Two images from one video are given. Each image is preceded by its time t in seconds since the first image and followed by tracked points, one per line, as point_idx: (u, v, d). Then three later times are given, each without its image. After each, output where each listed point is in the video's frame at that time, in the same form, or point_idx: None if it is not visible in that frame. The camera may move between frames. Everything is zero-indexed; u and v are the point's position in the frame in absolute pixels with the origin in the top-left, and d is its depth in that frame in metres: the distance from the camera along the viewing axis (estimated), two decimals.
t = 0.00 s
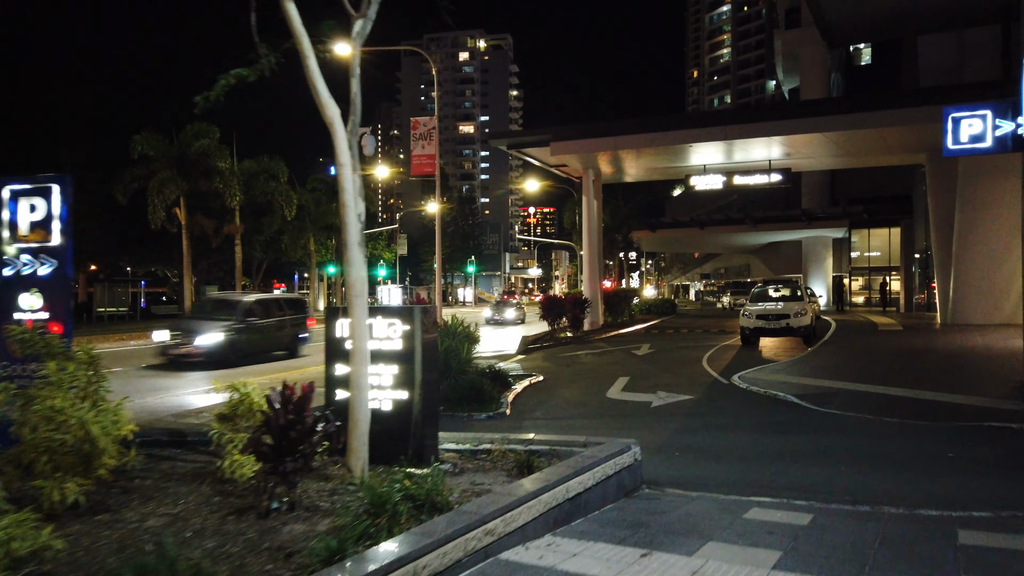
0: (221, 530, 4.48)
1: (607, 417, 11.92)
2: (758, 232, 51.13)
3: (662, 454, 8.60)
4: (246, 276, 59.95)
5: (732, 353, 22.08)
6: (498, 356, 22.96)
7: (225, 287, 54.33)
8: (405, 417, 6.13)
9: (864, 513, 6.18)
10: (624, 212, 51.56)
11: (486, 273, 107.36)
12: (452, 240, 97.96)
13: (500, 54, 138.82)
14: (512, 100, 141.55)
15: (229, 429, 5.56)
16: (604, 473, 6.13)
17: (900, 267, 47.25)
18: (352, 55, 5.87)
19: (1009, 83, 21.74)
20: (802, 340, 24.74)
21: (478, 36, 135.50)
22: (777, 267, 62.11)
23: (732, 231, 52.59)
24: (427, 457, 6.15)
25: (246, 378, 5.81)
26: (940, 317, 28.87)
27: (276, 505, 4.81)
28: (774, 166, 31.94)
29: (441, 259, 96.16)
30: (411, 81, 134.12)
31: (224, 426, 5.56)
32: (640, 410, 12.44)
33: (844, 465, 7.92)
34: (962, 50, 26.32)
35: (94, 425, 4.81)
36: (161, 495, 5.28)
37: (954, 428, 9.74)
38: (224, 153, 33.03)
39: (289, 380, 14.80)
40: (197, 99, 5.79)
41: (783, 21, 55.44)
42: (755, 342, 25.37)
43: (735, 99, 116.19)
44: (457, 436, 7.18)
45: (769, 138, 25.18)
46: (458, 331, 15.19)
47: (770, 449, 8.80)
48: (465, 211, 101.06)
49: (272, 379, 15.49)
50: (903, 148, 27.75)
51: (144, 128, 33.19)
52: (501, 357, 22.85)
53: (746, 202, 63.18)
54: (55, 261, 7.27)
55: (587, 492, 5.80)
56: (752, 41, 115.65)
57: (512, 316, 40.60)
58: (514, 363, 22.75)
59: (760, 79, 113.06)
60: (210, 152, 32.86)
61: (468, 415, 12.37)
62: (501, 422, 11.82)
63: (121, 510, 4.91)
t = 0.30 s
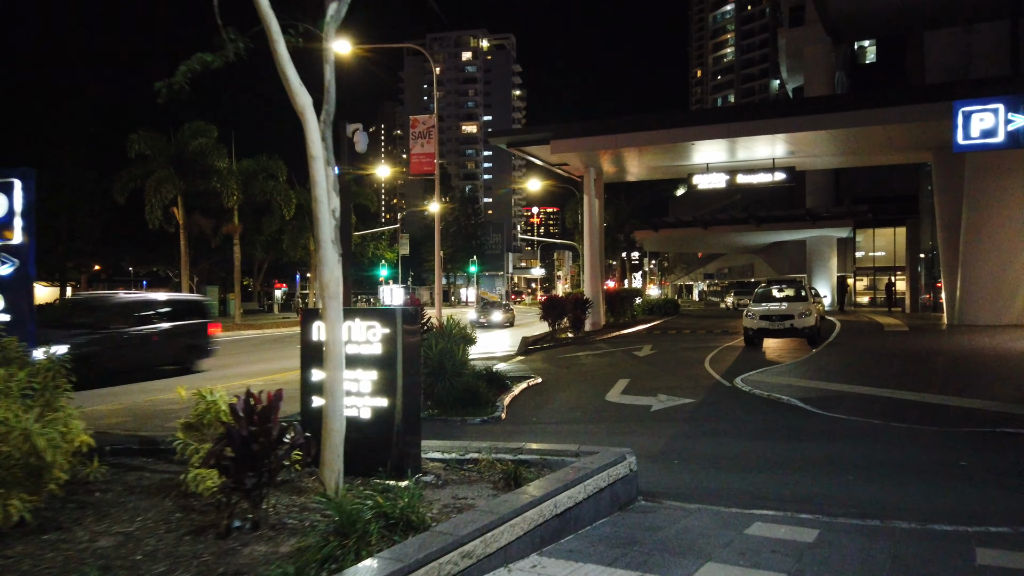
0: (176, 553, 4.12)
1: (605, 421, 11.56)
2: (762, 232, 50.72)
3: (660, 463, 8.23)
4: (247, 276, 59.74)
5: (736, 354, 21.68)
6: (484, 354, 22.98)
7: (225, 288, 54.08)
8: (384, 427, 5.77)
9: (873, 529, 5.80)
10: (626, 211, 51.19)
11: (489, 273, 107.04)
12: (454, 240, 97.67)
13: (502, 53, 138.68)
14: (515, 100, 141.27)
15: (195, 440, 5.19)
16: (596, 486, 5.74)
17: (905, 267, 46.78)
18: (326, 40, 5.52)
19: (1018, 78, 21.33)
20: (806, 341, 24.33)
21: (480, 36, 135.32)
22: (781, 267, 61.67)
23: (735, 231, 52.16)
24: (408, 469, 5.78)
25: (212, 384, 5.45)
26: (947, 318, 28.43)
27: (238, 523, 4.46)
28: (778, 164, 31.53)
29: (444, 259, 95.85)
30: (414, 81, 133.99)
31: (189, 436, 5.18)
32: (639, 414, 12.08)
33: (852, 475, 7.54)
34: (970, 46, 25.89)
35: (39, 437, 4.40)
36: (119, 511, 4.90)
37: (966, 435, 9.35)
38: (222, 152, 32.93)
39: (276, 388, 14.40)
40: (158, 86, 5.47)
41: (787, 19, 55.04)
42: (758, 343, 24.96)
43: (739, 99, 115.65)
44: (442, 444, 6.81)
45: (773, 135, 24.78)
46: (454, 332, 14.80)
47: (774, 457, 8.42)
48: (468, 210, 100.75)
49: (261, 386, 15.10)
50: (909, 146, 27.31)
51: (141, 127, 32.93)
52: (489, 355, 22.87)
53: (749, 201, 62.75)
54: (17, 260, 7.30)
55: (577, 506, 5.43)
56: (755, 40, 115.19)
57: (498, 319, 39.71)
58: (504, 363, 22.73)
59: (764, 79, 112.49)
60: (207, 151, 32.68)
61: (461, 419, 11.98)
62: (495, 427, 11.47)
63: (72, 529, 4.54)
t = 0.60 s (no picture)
0: None
1: (605, 426, 11.18)
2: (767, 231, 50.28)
3: (662, 472, 7.86)
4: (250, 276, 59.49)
5: (741, 356, 21.28)
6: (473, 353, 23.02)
7: (228, 287, 53.84)
8: (366, 437, 5.40)
9: (890, 547, 5.41)
10: (630, 211, 50.80)
11: (493, 272, 106.73)
12: (459, 240, 97.40)
13: (507, 53, 138.51)
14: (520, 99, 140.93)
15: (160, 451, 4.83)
16: (592, 501, 5.37)
17: (912, 267, 46.28)
18: (302, 22, 5.16)
19: None
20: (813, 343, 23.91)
21: (485, 35, 135.12)
22: (787, 267, 61.19)
23: (741, 231, 51.72)
24: (391, 481, 5.42)
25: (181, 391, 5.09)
26: (956, 319, 27.96)
27: (200, 545, 4.10)
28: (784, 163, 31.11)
29: (448, 259, 95.61)
30: (419, 81, 133.84)
31: (153, 448, 4.82)
32: (641, 419, 11.70)
33: (866, 487, 7.14)
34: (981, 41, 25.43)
35: None
36: (77, 528, 4.56)
37: (983, 443, 8.94)
38: (222, 150, 32.67)
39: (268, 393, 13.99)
40: (122, 70, 5.13)
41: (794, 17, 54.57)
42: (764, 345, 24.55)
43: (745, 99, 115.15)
44: (430, 453, 6.46)
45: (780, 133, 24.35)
46: (451, 334, 14.36)
47: (782, 466, 8.04)
48: (472, 210, 100.44)
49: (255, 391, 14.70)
50: (918, 144, 26.87)
51: (140, 124, 32.61)
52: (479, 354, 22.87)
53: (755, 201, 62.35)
54: None
55: (572, 523, 5.07)
56: (762, 39, 114.63)
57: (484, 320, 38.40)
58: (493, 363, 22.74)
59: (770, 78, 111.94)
60: (208, 149, 32.42)
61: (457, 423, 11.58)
62: (492, 431, 11.09)
63: (21, 550, 4.20)
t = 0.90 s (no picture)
0: None
1: (600, 431, 10.84)
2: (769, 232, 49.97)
3: (658, 482, 7.55)
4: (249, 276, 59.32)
5: (742, 358, 20.94)
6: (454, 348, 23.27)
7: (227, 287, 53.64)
8: (341, 450, 5.09)
9: (897, 566, 5.10)
10: (631, 211, 50.50)
11: (494, 273, 106.57)
12: (459, 240, 97.19)
13: (508, 53, 138.31)
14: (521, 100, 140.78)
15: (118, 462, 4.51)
16: (581, 517, 5.05)
17: (915, 269, 45.94)
18: (272, 6, 4.83)
19: None
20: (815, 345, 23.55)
21: (486, 35, 134.92)
22: (788, 268, 60.89)
23: (742, 231, 51.40)
24: (367, 495, 5.11)
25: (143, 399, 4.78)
26: (960, 321, 27.62)
27: (150, 569, 3.80)
28: (786, 163, 30.76)
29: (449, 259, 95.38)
30: (421, 81, 133.79)
31: (111, 458, 4.51)
32: (639, 424, 11.37)
33: (871, 499, 6.82)
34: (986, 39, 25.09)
35: None
36: (25, 547, 4.24)
37: (994, 453, 8.61)
38: (218, 149, 32.40)
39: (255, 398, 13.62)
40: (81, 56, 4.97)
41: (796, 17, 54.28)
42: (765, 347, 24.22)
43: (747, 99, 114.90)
44: (411, 462, 6.15)
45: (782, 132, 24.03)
46: (446, 335, 14.03)
47: (784, 476, 7.73)
48: (473, 210, 100.28)
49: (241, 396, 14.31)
50: (922, 143, 26.52)
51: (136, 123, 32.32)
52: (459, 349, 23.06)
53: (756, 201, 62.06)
54: None
55: (558, 542, 4.74)
56: (763, 40, 114.34)
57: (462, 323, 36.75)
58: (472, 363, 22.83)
59: (772, 78, 111.60)
60: (204, 148, 32.15)
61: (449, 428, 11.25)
62: (484, 436, 10.76)
63: None
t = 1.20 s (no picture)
0: None
1: (592, 435, 10.49)
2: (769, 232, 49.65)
3: (647, 489, 7.20)
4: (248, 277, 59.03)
5: (740, 359, 20.56)
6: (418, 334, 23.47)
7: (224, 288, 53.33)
8: (299, 456, 4.74)
9: None
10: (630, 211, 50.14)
11: (494, 274, 106.25)
12: (459, 241, 96.86)
13: (508, 53, 138.11)
14: (522, 100, 140.49)
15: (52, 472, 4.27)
16: (558, 530, 4.70)
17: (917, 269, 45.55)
18: None
19: None
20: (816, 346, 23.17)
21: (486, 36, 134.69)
22: (790, 269, 60.52)
23: (743, 231, 51.03)
24: (327, 508, 4.75)
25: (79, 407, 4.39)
26: (962, 322, 27.27)
27: None
28: (786, 161, 30.41)
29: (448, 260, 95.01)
30: (421, 81, 133.59)
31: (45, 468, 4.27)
32: (632, 427, 11.01)
33: (871, 509, 6.48)
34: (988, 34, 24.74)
35: None
36: None
37: (1000, 460, 8.26)
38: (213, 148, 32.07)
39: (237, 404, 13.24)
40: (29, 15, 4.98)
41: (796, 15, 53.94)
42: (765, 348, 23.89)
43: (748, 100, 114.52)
44: (383, 470, 5.81)
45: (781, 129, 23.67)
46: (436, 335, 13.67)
47: (781, 484, 7.39)
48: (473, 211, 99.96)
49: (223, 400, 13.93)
50: (924, 141, 26.16)
51: (128, 122, 31.98)
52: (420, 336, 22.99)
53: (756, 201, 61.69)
54: None
55: (531, 559, 4.39)
56: (765, 40, 113.98)
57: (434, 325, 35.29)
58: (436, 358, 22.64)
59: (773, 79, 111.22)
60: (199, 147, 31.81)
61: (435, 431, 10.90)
62: (473, 441, 10.39)
63: None
